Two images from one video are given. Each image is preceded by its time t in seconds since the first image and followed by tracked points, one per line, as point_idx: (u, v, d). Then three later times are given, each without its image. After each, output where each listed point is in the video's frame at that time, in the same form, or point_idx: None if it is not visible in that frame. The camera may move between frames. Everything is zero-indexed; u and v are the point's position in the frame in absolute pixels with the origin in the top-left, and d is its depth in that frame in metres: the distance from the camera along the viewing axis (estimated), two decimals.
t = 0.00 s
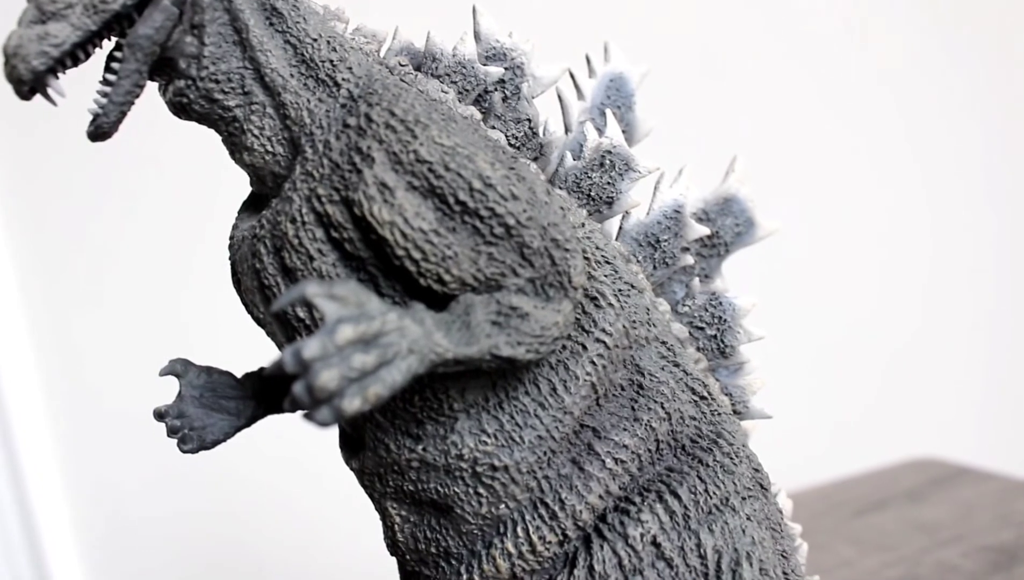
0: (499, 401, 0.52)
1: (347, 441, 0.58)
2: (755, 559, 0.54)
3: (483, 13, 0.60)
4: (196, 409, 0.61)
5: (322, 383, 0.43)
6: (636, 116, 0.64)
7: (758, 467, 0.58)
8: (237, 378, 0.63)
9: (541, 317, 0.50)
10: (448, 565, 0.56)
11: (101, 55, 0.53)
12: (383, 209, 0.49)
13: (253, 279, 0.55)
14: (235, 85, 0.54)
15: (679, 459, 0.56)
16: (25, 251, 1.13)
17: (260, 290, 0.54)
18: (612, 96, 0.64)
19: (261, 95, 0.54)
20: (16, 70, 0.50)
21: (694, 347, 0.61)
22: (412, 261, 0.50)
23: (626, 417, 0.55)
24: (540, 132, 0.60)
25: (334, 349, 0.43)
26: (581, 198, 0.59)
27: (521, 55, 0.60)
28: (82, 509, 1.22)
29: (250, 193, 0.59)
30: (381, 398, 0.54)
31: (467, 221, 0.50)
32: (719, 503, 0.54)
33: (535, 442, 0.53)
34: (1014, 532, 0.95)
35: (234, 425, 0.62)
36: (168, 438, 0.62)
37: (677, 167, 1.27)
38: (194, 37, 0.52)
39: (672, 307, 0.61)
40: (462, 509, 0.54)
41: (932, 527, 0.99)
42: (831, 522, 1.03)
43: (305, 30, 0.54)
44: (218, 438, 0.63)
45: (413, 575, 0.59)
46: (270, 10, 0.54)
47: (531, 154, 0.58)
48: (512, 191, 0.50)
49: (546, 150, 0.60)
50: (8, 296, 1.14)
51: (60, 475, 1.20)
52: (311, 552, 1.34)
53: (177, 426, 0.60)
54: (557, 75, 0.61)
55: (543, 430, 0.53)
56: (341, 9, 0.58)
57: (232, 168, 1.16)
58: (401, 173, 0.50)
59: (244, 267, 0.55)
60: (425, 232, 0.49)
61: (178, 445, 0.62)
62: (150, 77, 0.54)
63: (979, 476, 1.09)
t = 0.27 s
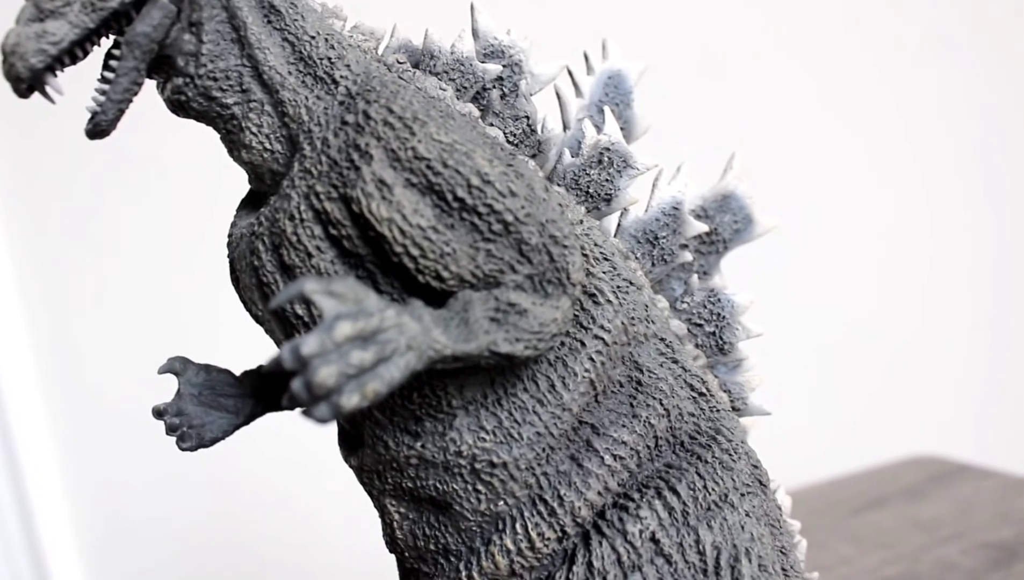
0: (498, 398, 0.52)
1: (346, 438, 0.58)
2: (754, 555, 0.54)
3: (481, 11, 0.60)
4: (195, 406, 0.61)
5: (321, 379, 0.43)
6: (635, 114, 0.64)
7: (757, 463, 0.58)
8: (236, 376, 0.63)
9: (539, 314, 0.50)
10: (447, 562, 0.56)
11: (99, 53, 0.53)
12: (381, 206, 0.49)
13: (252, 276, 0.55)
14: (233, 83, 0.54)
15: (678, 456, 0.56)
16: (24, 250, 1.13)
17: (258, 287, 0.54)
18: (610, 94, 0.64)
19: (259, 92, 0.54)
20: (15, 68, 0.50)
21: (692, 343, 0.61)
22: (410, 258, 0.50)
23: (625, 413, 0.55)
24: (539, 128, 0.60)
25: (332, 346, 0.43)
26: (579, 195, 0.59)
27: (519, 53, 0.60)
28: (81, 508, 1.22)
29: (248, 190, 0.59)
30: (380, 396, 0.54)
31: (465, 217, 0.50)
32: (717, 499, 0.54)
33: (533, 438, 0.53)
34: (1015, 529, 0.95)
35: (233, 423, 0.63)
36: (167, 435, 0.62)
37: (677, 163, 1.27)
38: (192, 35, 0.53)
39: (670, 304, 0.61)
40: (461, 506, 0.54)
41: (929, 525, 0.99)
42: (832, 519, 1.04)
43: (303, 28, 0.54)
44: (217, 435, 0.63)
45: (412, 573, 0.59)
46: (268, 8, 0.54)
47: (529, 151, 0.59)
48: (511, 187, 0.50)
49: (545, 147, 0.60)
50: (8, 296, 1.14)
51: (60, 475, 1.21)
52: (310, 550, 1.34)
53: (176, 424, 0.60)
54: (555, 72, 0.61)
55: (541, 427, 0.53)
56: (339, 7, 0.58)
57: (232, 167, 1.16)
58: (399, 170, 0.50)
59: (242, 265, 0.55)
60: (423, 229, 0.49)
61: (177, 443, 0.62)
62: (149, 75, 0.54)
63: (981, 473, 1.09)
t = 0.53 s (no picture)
0: (493, 392, 0.53)
1: (341, 433, 0.58)
2: (749, 549, 0.54)
3: (475, 6, 0.60)
4: (190, 402, 0.61)
5: (314, 372, 0.43)
6: (630, 109, 0.64)
7: (753, 457, 0.58)
8: (232, 372, 0.63)
9: (533, 308, 0.50)
10: (442, 556, 0.56)
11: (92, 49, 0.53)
12: (375, 200, 0.49)
13: (246, 272, 0.55)
14: (228, 78, 0.54)
15: (673, 450, 0.56)
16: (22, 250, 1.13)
17: (253, 283, 0.54)
18: (605, 89, 0.64)
19: (253, 88, 0.54)
20: (9, 64, 0.50)
21: (687, 338, 0.61)
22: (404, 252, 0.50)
23: (620, 407, 0.55)
24: (534, 123, 0.60)
25: (326, 339, 0.43)
26: (574, 190, 0.59)
27: (514, 48, 0.60)
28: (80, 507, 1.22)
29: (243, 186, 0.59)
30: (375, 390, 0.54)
31: (459, 211, 0.50)
32: (712, 493, 0.55)
33: (528, 432, 0.53)
34: (1012, 525, 0.96)
35: (229, 419, 0.63)
36: (163, 431, 0.62)
37: (674, 158, 1.27)
38: (186, 30, 0.53)
39: (666, 299, 0.61)
40: (456, 500, 0.54)
41: (927, 521, 0.99)
42: (830, 515, 1.04)
43: (297, 23, 0.54)
44: (213, 431, 0.63)
45: (407, 568, 0.59)
46: (262, 4, 0.54)
47: (524, 146, 0.58)
48: (504, 181, 0.50)
49: (539, 142, 0.59)
50: (6, 297, 1.13)
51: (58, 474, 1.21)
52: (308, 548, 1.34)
53: (172, 419, 0.60)
54: (550, 68, 0.61)
55: (537, 421, 0.53)
56: (334, 3, 0.58)
57: (230, 166, 1.15)
58: (393, 164, 0.50)
59: (237, 260, 0.55)
60: (417, 223, 0.49)
61: (173, 438, 0.62)
62: (143, 70, 0.54)
63: (979, 468, 1.09)
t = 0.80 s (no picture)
0: (488, 380, 0.52)
1: (338, 423, 0.58)
2: (746, 538, 0.54)
3: None
4: (187, 394, 0.61)
5: (308, 359, 0.43)
6: (626, 100, 0.63)
7: (750, 447, 0.58)
8: (229, 364, 0.63)
9: (528, 296, 0.50)
10: (439, 547, 0.56)
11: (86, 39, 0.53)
12: (369, 189, 0.49)
13: (242, 262, 0.55)
14: (222, 68, 0.54)
15: (670, 439, 0.56)
16: (21, 249, 1.13)
17: (248, 273, 0.54)
18: (601, 80, 0.64)
19: (247, 78, 0.54)
20: (2, 55, 0.50)
21: (684, 328, 0.61)
22: (399, 241, 0.50)
23: (616, 396, 0.55)
24: (529, 114, 0.60)
25: (320, 327, 0.43)
26: (570, 180, 0.59)
27: (509, 39, 0.60)
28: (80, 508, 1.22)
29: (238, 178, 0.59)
30: (371, 380, 0.54)
31: (453, 199, 0.50)
32: (709, 482, 0.54)
33: (524, 422, 0.53)
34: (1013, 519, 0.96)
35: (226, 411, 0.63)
36: (159, 422, 0.62)
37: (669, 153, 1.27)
38: (180, 21, 0.53)
39: (662, 290, 0.61)
40: (452, 490, 0.54)
41: (929, 516, 1.00)
42: (832, 510, 1.04)
43: (292, 13, 0.54)
44: (210, 423, 0.63)
45: (404, 559, 0.59)
46: None
47: (519, 137, 0.58)
48: (499, 169, 0.50)
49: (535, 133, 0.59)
50: (5, 296, 1.13)
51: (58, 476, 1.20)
52: (309, 548, 1.34)
53: (168, 411, 0.60)
54: (545, 59, 0.61)
55: (532, 410, 0.53)
56: None
57: (229, 165, 1.15)
58: (387, 153, 0.50)
59: (232, 251, 0.55)
60: (412, 212, 0.49)
61: (169, 430, 0.62)
62: (138, 61, 0.54)
63: (981, 461, 1.09)
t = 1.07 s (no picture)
0: (483, 367, 0.52)
1: (333, 411, 0.58)
2: (741, 524, 0.54)
3: None
4: (183, 384, 0.61)
5: (302, 342, 0.42)
6: (622, 89, 0.63)
7: (745, 434, 0.58)
8: (224, 354, 0.63)
9: (522, 280, 0.49)
10: (434, 534, 0.56)
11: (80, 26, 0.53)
12: (363, 173, 0.49)
13: (236, 249, 0.55)
14: (217, 55, 0.53)
15: (665, 426, 0.56)
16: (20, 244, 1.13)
17: (243, 259, 0.54)
18: (596, 69, 0.64)
19: (242, 64, 0.54)
20: None
21: (680, 316, 0.61)
22: (393, 226, 0.50)
23: (611, 383, 0.55)
24: (524, 102, 0.60)
25: (314, 309, 0.43)
26: (565, 168, 0.59)
27: (505, 27, 0.60)
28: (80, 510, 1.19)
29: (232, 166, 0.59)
30: (366, 366, 0.53)
31: (447, 184, 0.50)
32: (704, 469, 0.54)
33: (519, 408, 0.53)
34: (1007, 512, 0.98)
35: (222, 401, 0.62)
36: (155, 412, 0.62)
37: (664, 139, 1.27)
38: (174, 7, 0.52)
39: (658, 278, 0.61)
40: (447, 477, 0.54)
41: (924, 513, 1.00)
42: (828, 503, 1.05)
43: None
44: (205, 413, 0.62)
45: (400, 547, 0.59)
46: None
47: (515, 124, 0.58)
48: (493, 154, 0.50)
49: (530, 120, 0.59)
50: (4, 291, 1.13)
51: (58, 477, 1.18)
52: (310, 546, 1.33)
53: (164, 401, 0.60)
54: (541, 47, 0.60)
55: (527, 396, 0.53)
56: None
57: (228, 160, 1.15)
58: (382, 138, 0.50)
59: (227, 237, 0.55)
60: (406, 196, 0.49)
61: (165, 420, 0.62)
62: (132, 48, 0.53)
63: (975, 457, 1.11)
